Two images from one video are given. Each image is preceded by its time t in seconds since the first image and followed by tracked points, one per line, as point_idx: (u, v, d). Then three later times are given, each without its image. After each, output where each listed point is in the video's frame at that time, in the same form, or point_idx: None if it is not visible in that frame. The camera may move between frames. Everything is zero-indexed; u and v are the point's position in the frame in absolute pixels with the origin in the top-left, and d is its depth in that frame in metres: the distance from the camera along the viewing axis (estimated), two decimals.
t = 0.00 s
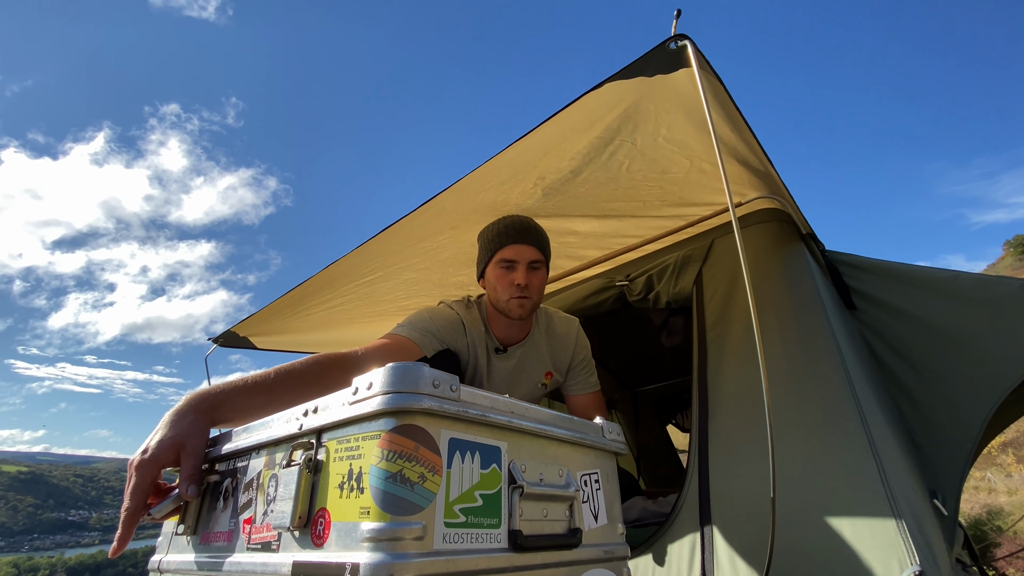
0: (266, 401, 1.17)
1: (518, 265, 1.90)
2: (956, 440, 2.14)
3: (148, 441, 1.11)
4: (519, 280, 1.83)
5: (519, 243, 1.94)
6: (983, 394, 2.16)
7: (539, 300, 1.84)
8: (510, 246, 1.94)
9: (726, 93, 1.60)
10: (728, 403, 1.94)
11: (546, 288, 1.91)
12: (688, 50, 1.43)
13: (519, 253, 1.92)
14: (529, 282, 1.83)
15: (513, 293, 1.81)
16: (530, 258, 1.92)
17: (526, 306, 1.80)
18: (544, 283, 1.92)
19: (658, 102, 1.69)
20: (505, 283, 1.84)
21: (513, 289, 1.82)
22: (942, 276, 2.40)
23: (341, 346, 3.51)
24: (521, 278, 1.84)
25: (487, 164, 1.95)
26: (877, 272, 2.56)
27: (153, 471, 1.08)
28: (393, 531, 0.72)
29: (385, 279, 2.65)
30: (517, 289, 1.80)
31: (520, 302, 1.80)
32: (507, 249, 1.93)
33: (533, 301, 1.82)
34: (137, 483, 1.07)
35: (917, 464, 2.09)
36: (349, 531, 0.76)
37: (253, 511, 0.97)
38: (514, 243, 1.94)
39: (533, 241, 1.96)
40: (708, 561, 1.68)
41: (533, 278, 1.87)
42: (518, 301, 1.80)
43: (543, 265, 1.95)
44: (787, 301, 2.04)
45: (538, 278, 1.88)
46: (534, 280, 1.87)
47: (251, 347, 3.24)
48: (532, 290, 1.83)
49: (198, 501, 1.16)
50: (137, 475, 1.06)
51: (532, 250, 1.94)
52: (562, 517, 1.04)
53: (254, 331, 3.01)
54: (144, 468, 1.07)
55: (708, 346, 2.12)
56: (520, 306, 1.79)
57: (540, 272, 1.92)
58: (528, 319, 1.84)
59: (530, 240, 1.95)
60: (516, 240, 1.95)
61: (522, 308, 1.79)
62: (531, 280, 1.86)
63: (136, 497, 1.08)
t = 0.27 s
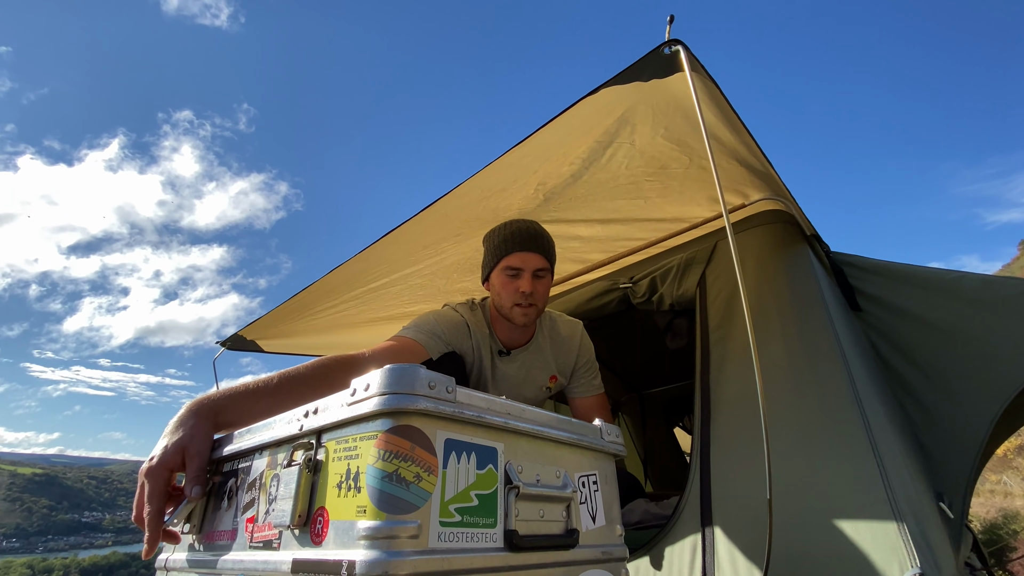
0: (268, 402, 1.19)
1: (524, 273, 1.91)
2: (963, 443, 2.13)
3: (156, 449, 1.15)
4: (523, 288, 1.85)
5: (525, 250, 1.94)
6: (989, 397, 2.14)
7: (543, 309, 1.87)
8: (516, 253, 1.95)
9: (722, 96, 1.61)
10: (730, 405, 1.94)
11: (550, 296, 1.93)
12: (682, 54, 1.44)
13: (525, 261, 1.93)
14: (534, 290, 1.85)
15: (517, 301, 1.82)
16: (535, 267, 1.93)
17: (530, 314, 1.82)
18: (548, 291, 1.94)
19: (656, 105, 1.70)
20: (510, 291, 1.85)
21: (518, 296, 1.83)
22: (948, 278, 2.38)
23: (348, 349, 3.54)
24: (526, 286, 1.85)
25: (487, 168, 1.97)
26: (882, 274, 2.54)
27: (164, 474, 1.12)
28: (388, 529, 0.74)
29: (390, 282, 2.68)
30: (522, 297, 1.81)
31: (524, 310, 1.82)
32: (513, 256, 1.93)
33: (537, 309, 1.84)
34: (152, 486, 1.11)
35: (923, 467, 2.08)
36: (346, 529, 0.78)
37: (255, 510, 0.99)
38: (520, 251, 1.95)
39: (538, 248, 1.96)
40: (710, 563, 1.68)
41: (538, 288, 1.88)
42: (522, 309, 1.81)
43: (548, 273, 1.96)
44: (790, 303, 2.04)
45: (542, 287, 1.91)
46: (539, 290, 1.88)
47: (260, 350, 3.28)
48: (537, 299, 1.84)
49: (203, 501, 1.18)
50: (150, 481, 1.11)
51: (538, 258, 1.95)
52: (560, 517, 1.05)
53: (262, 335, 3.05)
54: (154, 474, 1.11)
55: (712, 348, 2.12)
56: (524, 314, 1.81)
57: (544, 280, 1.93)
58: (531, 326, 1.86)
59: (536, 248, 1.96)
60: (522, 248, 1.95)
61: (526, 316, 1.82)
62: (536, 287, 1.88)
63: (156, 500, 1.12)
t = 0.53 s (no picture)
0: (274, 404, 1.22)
1: (527, 275, 1.90)
2: (976, 443, 2.10)
3: (169, 453, 1.18)
4: (527, 289, 1.85)
5: (528, 253, 1.94)
6: (1004, 396, 2.11)
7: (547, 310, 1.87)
8: (518, 255, 1.95)
9: (722, 95, 1.60)
10: (736, 404, 1.93)
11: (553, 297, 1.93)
12: (679, 54, 1.45)
13: (527, 263, 1.92)
14: (537, 292, 1.85)
15: (521, 303, 1.84)
16: (537, 268, 1.93)
17: (534, 315, 1.83)
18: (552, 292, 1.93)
19: (656, 106, 1.71)
20: (513, 293, 1.86)
21: (521, 298, 1.84)
22: (961, 275, 2.35)
23: (358, 350, 3.58)
24: (529, 287, 1.86)
25: (489, 171, 1.99)
26: (893, 271, 2.51)
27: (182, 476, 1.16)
28: (386, 529, 0.75)
29: (397, 284, 2.70)
30: (526, 299, 1.82)
31: (527, 311, 1.83)
32: (515, 259, 1.93)
33: (540, 310, 1.85)
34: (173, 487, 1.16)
35: (935, 467, 2.06)
36: (345, 528, 0.80)
37: (260, 510, 1.01)
38: (523, 253, 1.94)
39: (541, 250, 1.96)
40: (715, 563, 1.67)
41: (541, 289, 1.88)
42: (526, 311, 1.83)
43: (552, 273, 1.96)
44: (797, 302, 2.03)
45: (546, 289, 1.90)
46: (541, 291, 1.88)
47: (271, 352, 3.33)
48: (540, 300, 1.85)
49: (212, 500, 1.21)
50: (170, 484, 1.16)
51: (541, 260, 1.94)
52: (560, 518, 1.06)
53: (273, 337, 3.10)
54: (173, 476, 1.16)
55: (718, 347, 2.11)
56: (528, 316, 1.83)
57: (548, 281, 1.93)
58: (535, 327, 1.87)
59: (539, 250, 1.95)
60: (526, 250, 1.95)
61: (529, 317, 1.83)
62: (539, 288, 1.87)
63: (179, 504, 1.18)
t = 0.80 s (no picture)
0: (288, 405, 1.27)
1: (533, 281, 1.92)
2: (985, 443, 2.09)
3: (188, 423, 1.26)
4: (532, 296, 1.87)
5: (534, 259, 1.96)
6: (1014, 396, 2.09)
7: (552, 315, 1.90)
8: (525, 261, 1.97)
9: (722, 98, 1.62)
10: (741, 404, 1.94)
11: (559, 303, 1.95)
12: (678, 59, 1.46)
13: (534, 270, 1.94)
14: (542, 298, 1.87)
15: (525, 308, 1.86)
16: (543, 275, 1.94)
17: (537, 322, 1.86)
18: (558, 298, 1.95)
19: (657, 110, 1.72)
20: (519, 298, 1.88)
21: (526, 304, 1.86)
22: (971, 274, 2.33)
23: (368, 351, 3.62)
24: (535, 294, 1.87)
25: (493, 175, 2.01)
26: (902, 271, 2.51)
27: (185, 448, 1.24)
28: (390, 524, 0.78)
29: (405, 287, 2.74)
30: (530, 305, 1.84)
31: (531, 317, 1.86)
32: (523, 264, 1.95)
33: (545, 316, 1.87)
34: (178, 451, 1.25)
35: (943, 468, 2.05)
36: (352, 523, 0.83)
37: (271, 506, 1.04)
38: (531, 258, 1.96)
39: (547, 257, 1.97)
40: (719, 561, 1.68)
41: (546, 295, 1.89)
42: (530, 317, 1.85)
43: (558, 280, 1.97)
44: (802, 302, 2.03)
45: (552, 294, 1.91)
46: (547, 297, 1.89)
47: (283, 354, 3.38)
48: (545, 306, 1.87)
49: (225, 497, 1.25)
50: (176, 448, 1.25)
51: (547, 266, 1.96)
52: (561, 515, 1.08)
53: (284, 339, 3.14)
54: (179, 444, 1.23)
55: (724, 347, 2.12)
56: (531, 321, 1.86)
57: (554, 287, 1.94)
58: (539, 331, 1.90)
59: (546, 256, 1.96)
60: (533, 256, 1.96)
61: (533, 322, 1.86)
62: (545, 295, 1.89)
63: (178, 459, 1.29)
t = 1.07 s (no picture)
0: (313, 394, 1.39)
1: (554, 283, 1.91)
2: (989, 447, 2.09)
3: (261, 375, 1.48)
4: (550, 297, 1.88)
5: (561, 261, 1.94)
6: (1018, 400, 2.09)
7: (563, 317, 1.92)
8: (552, 261, 1.94)
9: (725, 102, 1.62)
10: (744, 406, 1.94)
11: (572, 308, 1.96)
12: (681, 62, 1.47)
13: (559, 272, 1.93)
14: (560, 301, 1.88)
15: (539, 306, 1.88)
16: (566, 279, 1.93)
17: (548, 321, 1.89)
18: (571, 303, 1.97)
19: (660, 113, 1.73)
20: (536, 296, 1.89)
21: (542, 302, 1.88)
22: (976, 278, 2.33)
23: (372, 351, 3.63)
24: (553, 296, 1.88)
25: (496, 178, 2.02)
26: (906, 275, 2.51)
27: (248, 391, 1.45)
28: (394, 522, 0.79)
29: (409, 288, 2.75)
30: (546, 306, 1.86)
31: (543, 316, 1.89)
32: (548, 264, 1.93)
33: (556, 318, 1.90)
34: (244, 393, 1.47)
35: (947, 471, 2.05)
36: (356, 522, 0.84)
37: (275, 504, 1.06)
38: (557, 260, 1.94)
39: (574, 261, 1.96)
40: (720, 562, 1.68)
41: (563, 299, 1.91)
42: (542, 316, 1.89)
43: (576, 287, 1.98)
44: (805, 305, 2.03)
45: (568, 299, 1.92)
46: (563, 301, 1.91)
47: (287, 353, 3.40)
48: (559, 307, 1.89)
49: (231, 495, 1.26)
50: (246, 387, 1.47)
51: (571, 271, 1.95)
52: (563, 515, 1.09)
53: (288, 338, 3.16)
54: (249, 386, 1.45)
55: (726, 350, 2.13)
56: (542, 320, 1.89)
57: (571, 292, 1.95)
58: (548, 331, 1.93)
59: (572, 261, 1.95)
60: (561, 257, 1.94)
61: (545, 321, 1.89)
62: (562, 299, 1.90)
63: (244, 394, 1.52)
